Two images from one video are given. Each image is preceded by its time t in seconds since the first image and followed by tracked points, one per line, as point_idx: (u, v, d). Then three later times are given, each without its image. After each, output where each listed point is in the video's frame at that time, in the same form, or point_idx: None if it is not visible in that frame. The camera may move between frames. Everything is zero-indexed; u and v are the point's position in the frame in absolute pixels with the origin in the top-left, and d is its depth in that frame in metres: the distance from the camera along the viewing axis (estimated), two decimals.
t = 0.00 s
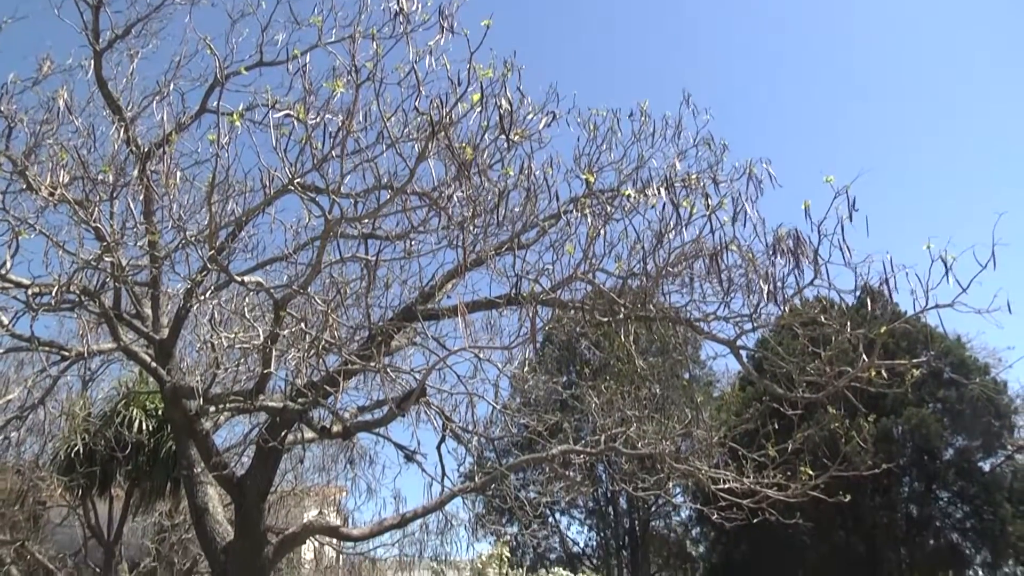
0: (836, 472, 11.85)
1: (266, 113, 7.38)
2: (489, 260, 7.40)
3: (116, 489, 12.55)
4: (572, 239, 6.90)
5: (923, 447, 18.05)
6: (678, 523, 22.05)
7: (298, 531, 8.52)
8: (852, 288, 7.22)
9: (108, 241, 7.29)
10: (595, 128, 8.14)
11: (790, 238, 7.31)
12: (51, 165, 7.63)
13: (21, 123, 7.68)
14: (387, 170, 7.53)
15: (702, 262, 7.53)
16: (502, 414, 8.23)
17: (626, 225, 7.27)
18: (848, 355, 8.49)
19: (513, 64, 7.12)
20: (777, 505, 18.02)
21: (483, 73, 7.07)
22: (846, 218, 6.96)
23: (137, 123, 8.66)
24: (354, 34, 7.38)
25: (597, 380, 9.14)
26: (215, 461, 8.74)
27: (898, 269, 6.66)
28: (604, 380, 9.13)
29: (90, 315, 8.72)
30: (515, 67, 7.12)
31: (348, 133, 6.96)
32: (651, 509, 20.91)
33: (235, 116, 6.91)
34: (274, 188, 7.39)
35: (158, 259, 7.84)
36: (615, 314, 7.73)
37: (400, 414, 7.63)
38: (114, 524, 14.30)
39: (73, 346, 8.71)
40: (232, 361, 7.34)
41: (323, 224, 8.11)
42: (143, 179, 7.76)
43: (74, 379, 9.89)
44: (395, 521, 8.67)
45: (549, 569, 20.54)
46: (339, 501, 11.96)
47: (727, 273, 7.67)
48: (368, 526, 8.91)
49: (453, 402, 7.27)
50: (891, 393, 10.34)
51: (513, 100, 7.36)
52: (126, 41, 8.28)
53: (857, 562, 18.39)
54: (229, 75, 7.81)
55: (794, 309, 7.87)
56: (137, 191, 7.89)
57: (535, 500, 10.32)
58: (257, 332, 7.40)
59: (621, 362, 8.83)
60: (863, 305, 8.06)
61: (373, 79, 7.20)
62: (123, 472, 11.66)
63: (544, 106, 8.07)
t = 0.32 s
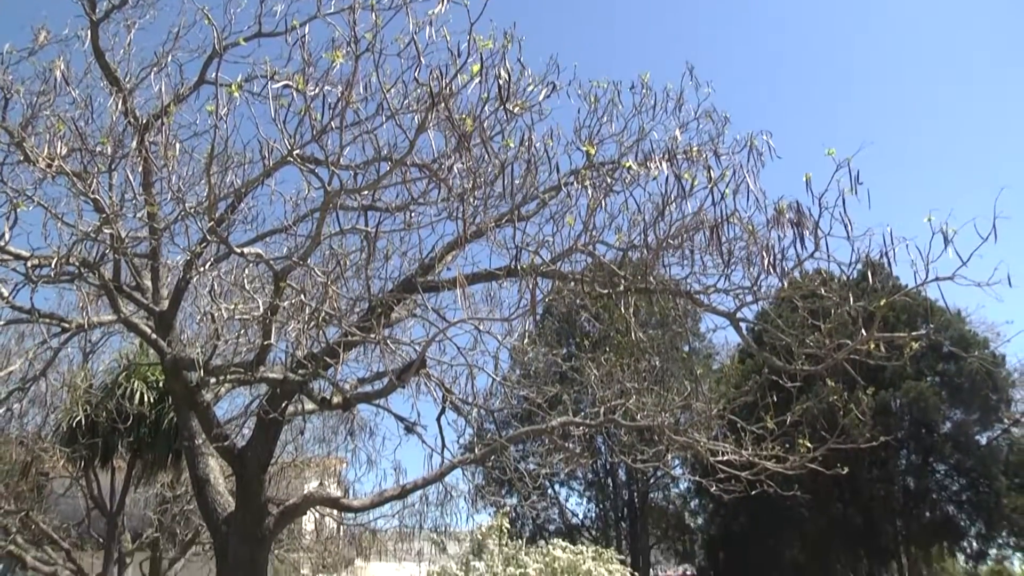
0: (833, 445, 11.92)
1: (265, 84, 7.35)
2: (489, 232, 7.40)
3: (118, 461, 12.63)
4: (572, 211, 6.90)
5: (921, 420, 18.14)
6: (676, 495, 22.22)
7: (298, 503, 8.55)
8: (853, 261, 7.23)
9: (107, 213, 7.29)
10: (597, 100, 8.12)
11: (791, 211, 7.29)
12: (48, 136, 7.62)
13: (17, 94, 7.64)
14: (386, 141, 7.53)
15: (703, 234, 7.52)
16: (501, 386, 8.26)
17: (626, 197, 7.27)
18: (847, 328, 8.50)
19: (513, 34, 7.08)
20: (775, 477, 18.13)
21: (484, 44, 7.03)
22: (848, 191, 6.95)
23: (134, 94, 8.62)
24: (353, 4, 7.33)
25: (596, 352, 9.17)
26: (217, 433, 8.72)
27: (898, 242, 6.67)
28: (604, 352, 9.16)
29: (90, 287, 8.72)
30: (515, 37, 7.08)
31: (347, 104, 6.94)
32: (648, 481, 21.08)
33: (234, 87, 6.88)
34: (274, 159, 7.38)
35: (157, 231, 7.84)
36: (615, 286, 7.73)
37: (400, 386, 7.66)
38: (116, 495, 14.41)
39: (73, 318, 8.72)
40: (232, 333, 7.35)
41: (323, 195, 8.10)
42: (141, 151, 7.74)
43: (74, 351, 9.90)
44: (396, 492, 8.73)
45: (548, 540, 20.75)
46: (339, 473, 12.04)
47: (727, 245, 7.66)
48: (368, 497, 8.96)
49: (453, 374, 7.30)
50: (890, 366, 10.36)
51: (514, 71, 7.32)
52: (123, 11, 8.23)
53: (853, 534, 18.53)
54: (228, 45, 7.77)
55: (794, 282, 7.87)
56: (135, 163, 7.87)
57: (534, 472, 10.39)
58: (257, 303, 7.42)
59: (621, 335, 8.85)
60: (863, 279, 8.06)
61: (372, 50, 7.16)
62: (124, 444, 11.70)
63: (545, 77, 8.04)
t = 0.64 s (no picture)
0: (831, 415, 11.95)
1: (264, 50, 7.30)
2: (489, 201, 7.40)
3: (120, 429, 12.70)
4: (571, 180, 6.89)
5: (919, 391, 18.21)
6: (675, 464, 22.36)
7: (298, 471, 8.59)
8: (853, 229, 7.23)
9: (105, 181, 7.28)
10: (598, 68, 8.08)
11: (792, 181, 7.28)
12: (46, 103, 7.59)
13: (13, 61, 7.60)
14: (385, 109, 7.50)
15: (703, 203, 7.51)
16: (501, 354, 8.29)
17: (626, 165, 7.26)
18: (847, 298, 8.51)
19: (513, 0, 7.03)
20: (773, 447, 18.24)
21: (483, 10, 6.98)
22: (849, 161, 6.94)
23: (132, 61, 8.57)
24: None
25: (596, 321, 9.20)
26: (217, 401, 8.74)
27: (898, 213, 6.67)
28: (604, 321, 9.18)
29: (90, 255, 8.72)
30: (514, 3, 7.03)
31: (346, 72, 6.91)
32: (647, 450, 21.24)
33: (232, 54, 6.84)
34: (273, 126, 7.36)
35: (156, 200, 7.84)
36: (615, 255, 7.73)
37: (400, 355, 7.69)
38: (120, 463, 14.52)
39: (73, 287, 8.73)
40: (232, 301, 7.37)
41: (322, 163, 8.09)
42: (138, 119, 7.72)
43: (74, 320, 9.90)
44: (395, 461, 8.77)
45: (547, 508, 20.95)
46: (340, 441, 12.11)
47: (727, 215, 7.66)
48: (368, 465, 9.02)
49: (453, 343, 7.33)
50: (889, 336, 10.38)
51: (514, 38, 7.28)
52: None
53: (850, 503, 18.68)
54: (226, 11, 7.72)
55: (794, 252, 7.87)
56: (133, 131, 7.85)
57: (534, 440, 10.45)
58: (257, 271, 7.43)
59: (621, 304, 8.85)
60: (863, 248, 8.06)
61: (372, 16, 7.11)
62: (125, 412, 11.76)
63: (545, 45, 7.98)
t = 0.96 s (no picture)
0: (828, 385, 12.00)
1: (262, 15, 7.25)
2: (490, 168, 7.38)
3: (122, 396, 12.75)
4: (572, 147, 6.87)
5: (918, 361, 18.26)
6: (674, 432, 22.48)
7: (299, 437, 8.63)
8: (856, 198, 7.24)
9: (103, 148, 7.26)
10: (600, 35, 8.02)
11: (795, 150, 7.24)
12: (42, 70, 7.54)
13: (9, 26, 7.55)
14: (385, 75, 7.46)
15: (705, 171, 7.49)
16: (500, 321, 8.30)
17: (627, 132, 7.25)
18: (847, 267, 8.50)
19: None
20: (772, 416, 18.32)
21: None
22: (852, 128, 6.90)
23: (129, 26, 8.50)
24: None
25: (596, 290, 9.20)
26: (218, 368, 8.77)
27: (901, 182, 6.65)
28: (604, 290, 9.18)
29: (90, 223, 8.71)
30: None
31: (345, 37, 6.87)
32: (647, 419, 21.33)
33: (231, 19, 6.79)
34: (272, 92, 7.32)
35: (156, 166, 7.81)
36: (616, 223, 7.71)
37: (400, 322, 7.70)
38: (122, 430, 14.57)
39: (73, 255, 8.74)
40: (232, 268, 7.37)
41: (322, 130, 8.06)
42: (136, 85, 7.68)
43: (76, 287, 9.93)
44: (396, 428, 8.82)
45: (547, 475, 21.10)
46: (341, 408, 12.17)
47: (729, 183, 7.63)
48: (368, 432, 9.06)
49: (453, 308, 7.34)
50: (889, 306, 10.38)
51: (514, 4, 7.21)
52: None
53: (848, 471, 18.80)
54: None
55: (795, 221, 7.86)
56: (131, 98, 7.81)
57: (534, 407, 10.52)
58: (258, 239, 7.42)
59: (622, 272, 8.84)
60: (864, 217, 8.04)
61: None
62: (126, 380, 11.93)
63: (546, 11, 7.91)
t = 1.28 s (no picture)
0: (827, 351, 12.05)
1: None
2: (490, 132, 7.34)
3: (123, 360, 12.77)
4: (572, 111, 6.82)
5: (916, 328, 18.31)
6: (673, 397, 22.57)
7: (301, 400, 8.67)
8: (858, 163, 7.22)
9: (101, 110, 7.22)
10: None
11: (798, 114, 7.20)
12: (37, 31, 7.47)
13: None
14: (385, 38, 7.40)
15: (707, 136, 7.44)
16: (500, 285, 8.30)
17: (628, 95, 7.21)
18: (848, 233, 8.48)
19: None
20: (771, 381, 18.38)
21: None
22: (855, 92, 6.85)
23: None
24: None
25: (597, 255, 9.19)
26: (219, 331, 8.78)
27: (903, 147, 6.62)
28: (604, 255, 9.17)
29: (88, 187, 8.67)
30: None
31: None
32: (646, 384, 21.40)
33: None
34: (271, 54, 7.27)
35: (154, 129, 7.76)
36: (617, 187, 7.68)
37: (400, 286, 7.69)
38: (123, 393, 14.63)
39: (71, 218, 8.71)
40: (232, 231, 7.36)
41: (321, 93, 8.01)
42: (133, 47, 7.61)
43: (74, 250, 9.92)
44: (396, 392, 8.87)
45: (546, 440, 21.20)
46: (341, 372, 12.20)
47: (731, 148, 7.58)
48: (369, 396, 9.10)
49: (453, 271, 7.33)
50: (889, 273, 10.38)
51: None
52: None
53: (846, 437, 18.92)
54: None
55: (796, 186, 7.83)
56: (128, 60, 7.74)
57: (534, 372, 10.57)
58: (258, 202, 7.41)
59: (622, 237, 8.83)
60: (865, 182, 8.01)
61: None
62: (129, 343, 11.74)
63: None
